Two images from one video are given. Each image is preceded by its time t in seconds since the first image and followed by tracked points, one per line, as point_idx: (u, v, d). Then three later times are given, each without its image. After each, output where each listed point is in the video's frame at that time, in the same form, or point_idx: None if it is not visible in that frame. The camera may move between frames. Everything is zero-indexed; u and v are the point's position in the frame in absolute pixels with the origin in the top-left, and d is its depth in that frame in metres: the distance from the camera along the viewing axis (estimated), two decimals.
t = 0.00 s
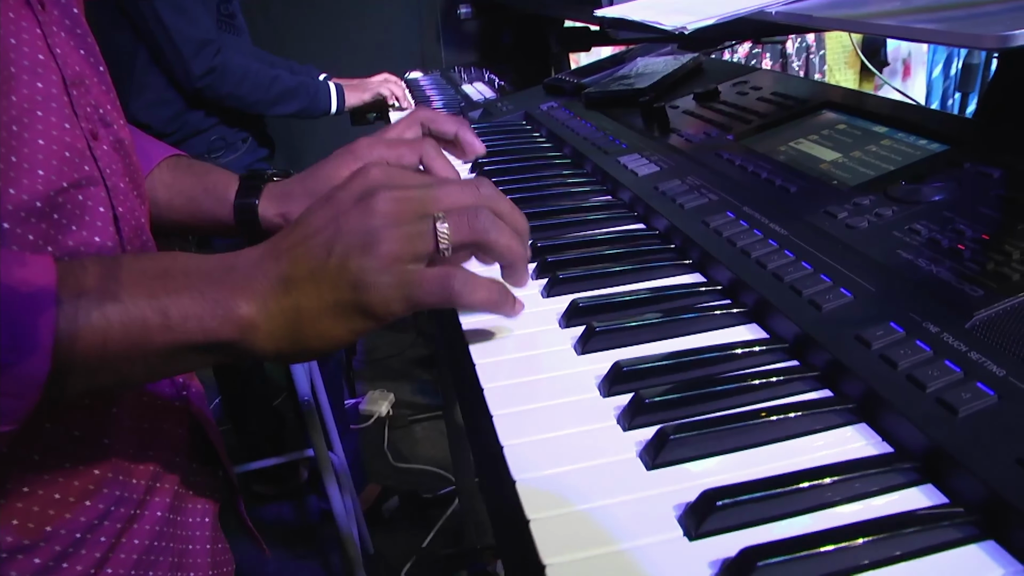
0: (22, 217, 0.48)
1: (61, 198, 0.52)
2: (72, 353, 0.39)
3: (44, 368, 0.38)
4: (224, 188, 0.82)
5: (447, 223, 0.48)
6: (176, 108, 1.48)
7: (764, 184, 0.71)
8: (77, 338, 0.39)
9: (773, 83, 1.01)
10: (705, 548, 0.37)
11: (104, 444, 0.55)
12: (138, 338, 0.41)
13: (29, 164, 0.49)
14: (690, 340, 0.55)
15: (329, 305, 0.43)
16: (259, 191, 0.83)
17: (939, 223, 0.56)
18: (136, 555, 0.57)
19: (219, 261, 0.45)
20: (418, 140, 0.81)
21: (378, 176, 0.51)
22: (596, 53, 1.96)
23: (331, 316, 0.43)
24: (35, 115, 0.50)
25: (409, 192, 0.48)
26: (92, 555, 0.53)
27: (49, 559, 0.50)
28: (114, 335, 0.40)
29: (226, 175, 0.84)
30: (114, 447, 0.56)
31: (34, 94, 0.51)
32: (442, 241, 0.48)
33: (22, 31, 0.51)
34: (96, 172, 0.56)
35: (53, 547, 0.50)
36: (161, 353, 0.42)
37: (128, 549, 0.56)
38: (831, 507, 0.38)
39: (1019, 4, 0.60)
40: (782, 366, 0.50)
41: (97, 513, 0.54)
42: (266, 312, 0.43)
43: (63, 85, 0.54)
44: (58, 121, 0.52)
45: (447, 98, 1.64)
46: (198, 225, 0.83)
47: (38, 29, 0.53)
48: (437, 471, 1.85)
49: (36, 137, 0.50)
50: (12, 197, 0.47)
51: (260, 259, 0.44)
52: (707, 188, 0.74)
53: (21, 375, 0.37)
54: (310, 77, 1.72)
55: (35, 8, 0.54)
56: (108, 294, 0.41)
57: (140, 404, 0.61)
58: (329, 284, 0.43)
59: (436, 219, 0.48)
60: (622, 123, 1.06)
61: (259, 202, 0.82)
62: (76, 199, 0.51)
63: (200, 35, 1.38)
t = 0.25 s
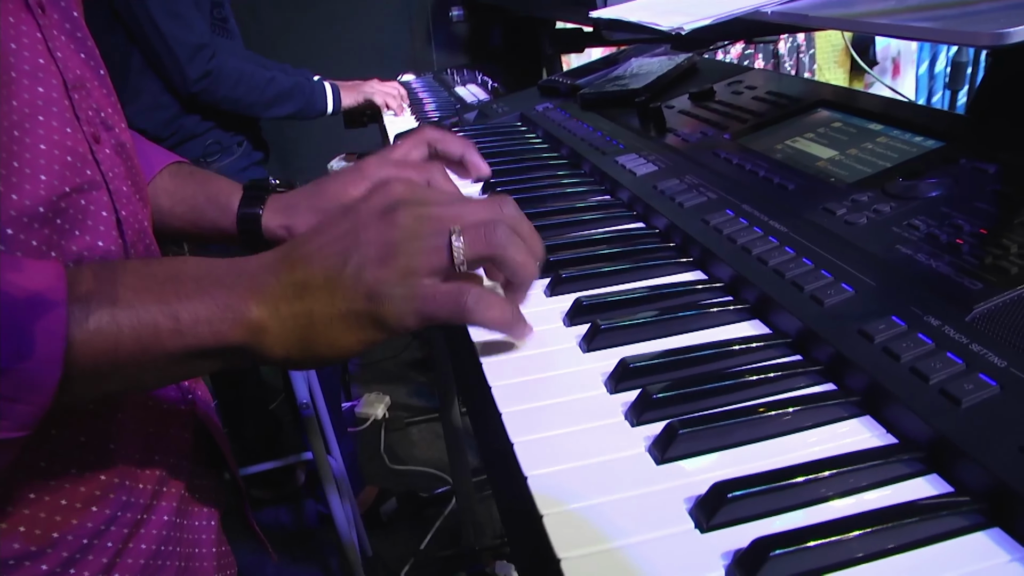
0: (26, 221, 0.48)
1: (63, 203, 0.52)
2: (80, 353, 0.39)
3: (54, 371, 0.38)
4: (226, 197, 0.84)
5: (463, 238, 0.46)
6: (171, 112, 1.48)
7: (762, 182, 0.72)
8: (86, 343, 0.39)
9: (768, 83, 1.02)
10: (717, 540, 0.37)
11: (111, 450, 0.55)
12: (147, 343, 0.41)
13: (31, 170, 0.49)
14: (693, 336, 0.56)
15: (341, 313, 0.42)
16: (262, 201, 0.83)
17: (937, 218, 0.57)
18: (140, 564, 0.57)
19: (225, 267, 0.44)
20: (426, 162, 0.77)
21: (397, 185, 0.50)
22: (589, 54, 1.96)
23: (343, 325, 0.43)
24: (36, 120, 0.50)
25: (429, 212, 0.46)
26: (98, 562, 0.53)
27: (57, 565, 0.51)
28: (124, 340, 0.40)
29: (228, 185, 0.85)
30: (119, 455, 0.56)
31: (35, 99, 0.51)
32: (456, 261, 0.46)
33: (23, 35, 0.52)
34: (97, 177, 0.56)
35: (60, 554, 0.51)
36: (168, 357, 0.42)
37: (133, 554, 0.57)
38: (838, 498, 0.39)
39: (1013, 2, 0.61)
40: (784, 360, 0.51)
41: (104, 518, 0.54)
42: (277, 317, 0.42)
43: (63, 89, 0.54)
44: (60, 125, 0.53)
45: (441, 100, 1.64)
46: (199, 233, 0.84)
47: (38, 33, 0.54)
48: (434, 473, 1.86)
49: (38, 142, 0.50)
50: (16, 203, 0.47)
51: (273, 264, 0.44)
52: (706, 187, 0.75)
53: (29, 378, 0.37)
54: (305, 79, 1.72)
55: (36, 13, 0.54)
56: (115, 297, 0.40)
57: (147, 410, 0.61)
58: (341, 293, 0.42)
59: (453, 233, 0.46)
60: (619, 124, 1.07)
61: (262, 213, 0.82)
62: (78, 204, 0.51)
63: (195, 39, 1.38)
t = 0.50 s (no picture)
0: (25, 223, 0.48)
1: (64, 205, 0.52)
2: (69, 348, 0.38)
3: (47, 369, 0.38)
4: (255, 172, 0.85)
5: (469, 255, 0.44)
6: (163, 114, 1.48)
7: (752, 180, 0.73)
8: (78, 336, 0.39)
9: (756, 83, 1.04)
10: (715, 523, 0.38)
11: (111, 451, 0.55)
12: (142, 336, 0.40)
13: (33, 172, 0.50)
14: (688, 330, 0.57)
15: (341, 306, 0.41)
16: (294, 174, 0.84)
17: (923, 213, 0.58)
18: (141, 563, 0.58)
19: (222, 253, 0.43)
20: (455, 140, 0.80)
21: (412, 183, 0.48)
22: (577, 56, 1.98)
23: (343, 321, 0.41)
24: (37, 123, 0.51)
25: (444, 222, 0.44)
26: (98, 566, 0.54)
27: (58, 567, 0.51)
28: (118, 331, 0.39)
29: (257, 161, 0.86)
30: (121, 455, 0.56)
31: (36, 102, 0.52)
32: (460, 280, 0.44)
33: (22, 39, 0.52)
34: (98, 180, 0.56)
35: (61, 555, 0.51)
36: (162, 349, 0.41)
37: (133, 558, 0.57)
38: (831, 482, 0.40)
39: (995, 4, 0.62)
40: (776, 352, 0.52)
41: (104, 520, 0.54)
42: (275, 307, 0.41)
43: (64, 91, 0.55)
44: (61, 127, 0.53)
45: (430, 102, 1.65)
46: (230, 212, 0.85)
47: (38, 36, 0.54)
48: (424, 474, 1.86)
49: (39, 144, 0.51)
50: (16, 206, 0.48)
51: (271, 254, 0.43)
52: (697, 185, 0.76)
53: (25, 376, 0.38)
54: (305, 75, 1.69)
55: (37, 14, 0.55)
56: (103, 289, 0.39)
57: (146, 410, 0.61)
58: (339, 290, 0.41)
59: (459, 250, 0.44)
60: (608, 124, 1.08)
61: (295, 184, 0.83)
62: (79, 206, 0.51)
63: (187, 39, 1.39)
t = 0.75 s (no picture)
0: (14, 226, 0.49)
1: (54, 208, 0.52)
2: (52, 373, 0.39)
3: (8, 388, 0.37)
4: (296, 154, 0.89)
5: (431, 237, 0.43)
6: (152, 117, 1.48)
7: (738, 178, 0.74)
8: (35, 361, 0.38)
9: (741, 83, 1.05)
10: (706, 512, 0.39)
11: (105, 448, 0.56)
12: (100, 361, 0.40)
13: (23, 174, 0.50)
14: (676, 326, 0.58)
15: (313, 326, 0.41)
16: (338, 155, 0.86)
17: (906, 209, 0.59)
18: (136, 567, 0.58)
19: (196, 281, 0.44)
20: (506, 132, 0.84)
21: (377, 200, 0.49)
22: (563, 58, 1.99)
23: (314, 340, 0.42)
24: (31, 125, 0.51)
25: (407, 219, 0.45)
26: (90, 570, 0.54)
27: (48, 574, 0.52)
28: (72, 357, 0.39)
29: (294, 144, 0.90)
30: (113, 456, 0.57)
31: (29, 103, 0.52)
32: (431, 264, 0.42)
33: (12, 40, 0.52)
34: (92, 182, 0.57)
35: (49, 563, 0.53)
36: (144, 373, 0.42)
37: (128, 563, 0.58)
38: (817, 472, 0.41)
39: (973, 3, 0.63)
40: (763, 346, 0.53)
41: (97, 526, 0.56)
42: (240, 331, 0.42)
43: (56, 92, 0.55)
44: (53, 129, 0.53)
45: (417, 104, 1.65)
46: (269, 195, 0.89)
47: (30, 36, 0.54)
48: (414, 476, 1.86)
49: (31, 146, 0.51)
50: (5, 209, 0.48)
51: (234, 280, 0.44)
52: (683, 184, 0.77)
53: None
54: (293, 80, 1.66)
55: (29, 15, 0.55)
56: (82, 317, 0.40)
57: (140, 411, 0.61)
58: (313, 304, 0.41)
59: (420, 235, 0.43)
60: (596, 124, 1.09)
61: (342, 164, 0.85)
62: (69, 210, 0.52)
63: (178, 43, 1.40)
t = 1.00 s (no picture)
0: (8, 223, 0.48)
1: (47, 206, 0.52)
2: (71, 365, 0.39)
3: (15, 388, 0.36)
4: (281, 148, 0.91)
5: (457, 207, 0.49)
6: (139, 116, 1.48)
7: (724, 171, 0.75)
8: (49, 356, 0.38)
9: (727, 78, 1.06)
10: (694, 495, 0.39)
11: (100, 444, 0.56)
12: (118, 354, 0.40)
13: (15, 171, 0.49)
14: (664, 315, 0.59)
15: (337, 308, 0.43)
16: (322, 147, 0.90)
17: (890, 199, 0.60)
18: (135, 565, 0.57)
19: (209, 277, 0.45)
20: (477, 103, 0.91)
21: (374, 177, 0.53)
22: (550, 55, 1.99)
23: (341, 323, 0.43)
24: (23, 121, 0.51)
25: (410, 197, 0.49)
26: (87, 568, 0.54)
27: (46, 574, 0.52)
28: (91, 351, 0.39)
29: (278, 138, 0.92)
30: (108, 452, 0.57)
31: (21, 98, 0.51)
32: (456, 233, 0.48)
33: (6, 34, 0.52)
34: (84, 179, 0.56)
35: (47, 563, 0.52)
36: (164, 368, 0.42)
37: (127, 561, 0.57)
38: (803, 455, 0.41)
39: None
40: (750, 333, 0.53)
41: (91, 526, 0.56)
42: (262, 322, 0.43)
43: (49, 87, 0.55)
44: (46, 125, 0.53)
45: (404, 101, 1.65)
46: (254, 190, 0.90)
47: (24, 30, 0.54)
48: (404, 474, 1.86)
49: (23, 142, 0.51)
50: None
51: (250, 273, 0.45)
52: (670, 177, 0.78)
53: None
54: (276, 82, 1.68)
55: (23, 9, 0.55)
56: (101, 309, 0.40)
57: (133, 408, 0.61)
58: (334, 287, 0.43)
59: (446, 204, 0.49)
60: (583, 119, 1.09)
61: (326, 157, 0.89)
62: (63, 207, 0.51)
63: (165, 44, 1.40)
